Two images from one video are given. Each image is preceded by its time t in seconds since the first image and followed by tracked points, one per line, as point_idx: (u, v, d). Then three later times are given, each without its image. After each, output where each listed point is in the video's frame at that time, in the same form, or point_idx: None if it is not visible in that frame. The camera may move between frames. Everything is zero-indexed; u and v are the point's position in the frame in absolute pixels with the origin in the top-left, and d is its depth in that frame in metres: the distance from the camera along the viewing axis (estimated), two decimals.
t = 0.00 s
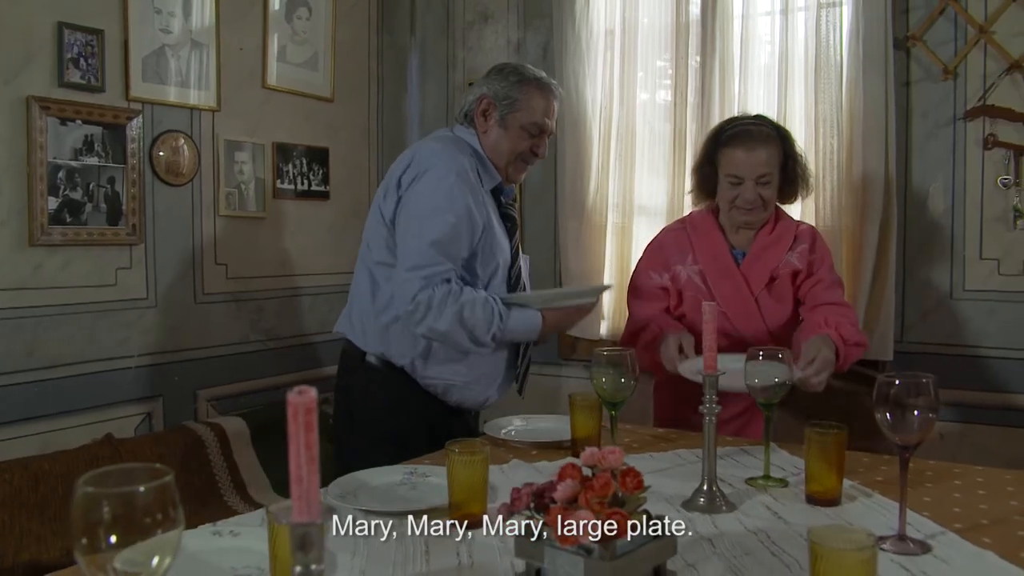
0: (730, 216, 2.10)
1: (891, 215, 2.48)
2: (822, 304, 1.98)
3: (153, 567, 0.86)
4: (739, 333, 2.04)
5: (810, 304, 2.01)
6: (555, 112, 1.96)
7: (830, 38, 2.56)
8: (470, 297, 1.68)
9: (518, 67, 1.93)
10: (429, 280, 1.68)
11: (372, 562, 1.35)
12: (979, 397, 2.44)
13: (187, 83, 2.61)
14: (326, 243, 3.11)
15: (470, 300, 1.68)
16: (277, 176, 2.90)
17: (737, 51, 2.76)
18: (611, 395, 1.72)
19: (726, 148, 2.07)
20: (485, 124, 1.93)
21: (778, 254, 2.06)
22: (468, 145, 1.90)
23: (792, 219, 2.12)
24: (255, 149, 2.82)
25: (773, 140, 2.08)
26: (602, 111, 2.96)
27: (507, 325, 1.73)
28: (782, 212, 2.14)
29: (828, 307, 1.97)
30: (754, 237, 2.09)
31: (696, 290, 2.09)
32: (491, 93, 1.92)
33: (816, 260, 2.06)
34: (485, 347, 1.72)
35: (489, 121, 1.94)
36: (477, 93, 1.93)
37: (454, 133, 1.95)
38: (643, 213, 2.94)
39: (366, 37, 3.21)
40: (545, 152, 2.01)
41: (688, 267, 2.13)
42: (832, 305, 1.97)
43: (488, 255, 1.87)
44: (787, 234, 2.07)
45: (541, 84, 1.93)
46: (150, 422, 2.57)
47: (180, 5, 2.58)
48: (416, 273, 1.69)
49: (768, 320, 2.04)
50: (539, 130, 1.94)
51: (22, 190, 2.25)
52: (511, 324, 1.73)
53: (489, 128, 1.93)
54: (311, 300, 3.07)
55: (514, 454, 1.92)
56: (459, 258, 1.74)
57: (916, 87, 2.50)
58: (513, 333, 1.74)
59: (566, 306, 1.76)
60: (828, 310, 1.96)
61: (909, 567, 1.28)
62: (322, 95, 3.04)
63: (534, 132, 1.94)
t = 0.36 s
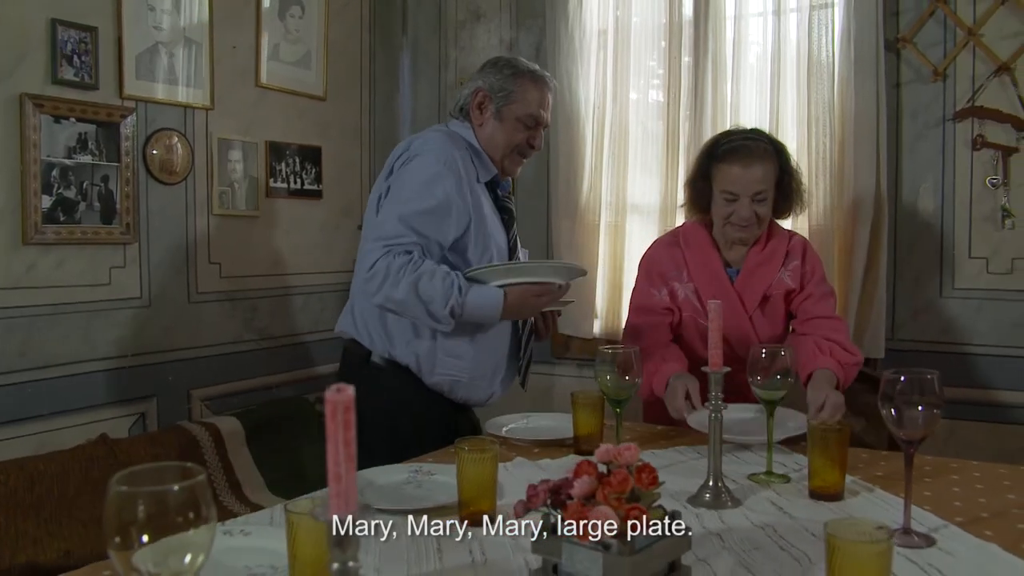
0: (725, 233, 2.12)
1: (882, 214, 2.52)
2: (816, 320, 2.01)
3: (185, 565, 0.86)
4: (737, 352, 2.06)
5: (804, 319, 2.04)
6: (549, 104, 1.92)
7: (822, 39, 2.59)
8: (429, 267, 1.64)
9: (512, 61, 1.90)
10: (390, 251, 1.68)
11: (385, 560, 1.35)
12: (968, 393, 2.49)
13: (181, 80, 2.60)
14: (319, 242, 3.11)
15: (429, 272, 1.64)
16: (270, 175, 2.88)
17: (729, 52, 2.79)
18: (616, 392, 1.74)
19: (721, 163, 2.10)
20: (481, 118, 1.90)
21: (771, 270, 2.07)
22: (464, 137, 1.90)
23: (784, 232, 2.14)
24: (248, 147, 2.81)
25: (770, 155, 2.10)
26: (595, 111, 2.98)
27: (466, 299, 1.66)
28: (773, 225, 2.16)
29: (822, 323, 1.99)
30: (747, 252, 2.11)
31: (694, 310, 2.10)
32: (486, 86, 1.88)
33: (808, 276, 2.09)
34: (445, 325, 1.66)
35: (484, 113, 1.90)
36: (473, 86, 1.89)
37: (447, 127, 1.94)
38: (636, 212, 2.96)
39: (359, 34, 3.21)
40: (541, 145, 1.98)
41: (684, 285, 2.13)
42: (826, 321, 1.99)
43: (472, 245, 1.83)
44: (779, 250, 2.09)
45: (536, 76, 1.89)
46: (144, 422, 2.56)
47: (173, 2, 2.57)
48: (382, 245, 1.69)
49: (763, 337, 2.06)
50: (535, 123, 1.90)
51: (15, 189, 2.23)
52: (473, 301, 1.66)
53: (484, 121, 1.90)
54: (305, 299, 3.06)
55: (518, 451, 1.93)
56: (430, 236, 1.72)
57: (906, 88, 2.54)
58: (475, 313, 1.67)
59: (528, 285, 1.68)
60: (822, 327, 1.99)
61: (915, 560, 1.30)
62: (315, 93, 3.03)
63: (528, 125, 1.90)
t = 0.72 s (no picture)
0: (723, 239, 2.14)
1: (871, 214, 2.55)
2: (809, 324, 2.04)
3: (217, 563, 0.87)
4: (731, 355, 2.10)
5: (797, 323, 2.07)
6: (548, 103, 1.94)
7: (812, 41, 2.63)
8: (425, 291, 1.63)
9: (512, 62, 1.91)
10: (385, 273, 1.66)
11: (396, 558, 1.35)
12: (955, 390, 2.53)
13: (173, 79, 2.58)
14: (311, 241, 3.10)
15: (424, 297, 1.63)
16: (262, 174, 2.87)
17: (720, 53, 2.82)
18: (618, 390, 1.76)
19: (720, 170, 2.10)
20: (483, 118, 1.91)
21: (764, 277, 2.11)
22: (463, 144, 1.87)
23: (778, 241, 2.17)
24: (240, 146, 2.80)
25: (769, 163, 2.11)
26: (587, 111, 3.00)
27: (461, 324, 1.66)
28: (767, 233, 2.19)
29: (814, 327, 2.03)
30: (741, 257, 2.14)
31: (689, 314, 2.13)
32: (488, 86, 1.90)
33: (800, 280, 2.12)
34: (440, 348, 1.66)
35: (485, 114, 1.92)
36: (474, 86, 1.91)
37: (446, 128, 1.93)
38: (627, 211, 2.98)
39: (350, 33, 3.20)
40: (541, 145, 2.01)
41: (679, 289, 2.16)
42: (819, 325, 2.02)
43: (469, 257, 1.82)
44: (772, 257, 2.13)
45: (537, 76, 1.92)
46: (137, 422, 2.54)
47: None
48: (377, 264, 1.68)
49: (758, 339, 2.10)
50: (536, 122, 1.93)
51: (7, 188, 2.20)
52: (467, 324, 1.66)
53: (485, 121, 1.91)
54: (297, 298, 3.05)
55: (519, 449, 1.94)
56: (426, 255, 1.70)
57: (895, 90, 2.58)
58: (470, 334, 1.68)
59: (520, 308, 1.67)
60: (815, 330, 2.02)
61: (919, 553, 1.33)
62: (306, 92, 3.02)
63: (530, 125, 1.93)
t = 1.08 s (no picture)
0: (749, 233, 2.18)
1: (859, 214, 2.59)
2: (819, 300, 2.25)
3: (242, 562, 0.87)
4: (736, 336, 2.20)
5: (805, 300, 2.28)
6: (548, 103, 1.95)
7: (800, 42, 2.67)
8: (435, 293, 1.67)
9: (514, 63, 1.93)
10: (393, 274, 1.68)
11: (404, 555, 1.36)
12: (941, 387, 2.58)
13: (164, 77, 2.57)
14: (301, 241, 3.09)
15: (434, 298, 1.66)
16: (252, 173, 2.86)
17: (709, 53, 2.85)
18: (618, 388, 1.78)
19: (765, 171, 2.10)
20: (483, 119, 1.92)
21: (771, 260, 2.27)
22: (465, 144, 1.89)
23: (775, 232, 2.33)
24: (231, 145, 2.79)
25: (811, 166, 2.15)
26: (577, 111, 3.02)
27: (472, 324, 1.70)
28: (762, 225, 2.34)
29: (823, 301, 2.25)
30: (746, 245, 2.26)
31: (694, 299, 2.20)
32: (491, 86, 1.90)
33: (801, 262, 2.31)
34: (448, 345, 1.70)
35: (484, 114, 1.92)
36: (475, 85, 1.91)
37: (443, 127, 1.93)
38: (617, 211, 3.00)
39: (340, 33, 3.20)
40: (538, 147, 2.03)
41: (682, 275, 2.24)
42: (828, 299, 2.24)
43: (473, 258, 1.84)
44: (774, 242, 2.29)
45: (538, 80, 1.93)
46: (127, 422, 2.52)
47: None
48: (383, 264, 1.69)
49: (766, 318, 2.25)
50: (535, 125, 1.95)
51: None
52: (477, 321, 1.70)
53: (485, 122, 1.93)
54: (287, 298, 3.04)
55: (518, 447, 1.95)
56: (432, 255, 1.73)
57: (882, 91, 2.62)
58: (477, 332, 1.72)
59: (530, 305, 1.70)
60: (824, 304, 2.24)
61: (918, 546, 1.36)
62: (296, 91, 3.01)
63: (526, 129, 1.95)
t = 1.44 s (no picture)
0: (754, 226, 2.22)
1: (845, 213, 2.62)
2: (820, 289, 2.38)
3: (264, 560, 0.87)
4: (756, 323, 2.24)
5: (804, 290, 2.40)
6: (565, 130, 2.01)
7: (786, 43, 2.71)
8: (447, 296, 1.72)
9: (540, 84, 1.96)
10: (407, 274, 1.72)
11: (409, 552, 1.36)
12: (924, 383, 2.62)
13: (153, 75, 2.55)
14: (289, 240, 3.08)
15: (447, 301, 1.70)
16: (240, 172, 2.85)
17: (697, 54, 2.88)
18: (614, 386, 1.79)
19: (781, 171, 2.14)
20: (500, 135, 1.95)
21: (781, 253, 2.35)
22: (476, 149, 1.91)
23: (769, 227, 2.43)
24: (220, 143, 2.78)
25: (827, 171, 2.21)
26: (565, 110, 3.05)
27: (479, 328, 1.77)
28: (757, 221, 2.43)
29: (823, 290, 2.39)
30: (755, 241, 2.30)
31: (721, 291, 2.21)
32: (520, 109, 1.93)
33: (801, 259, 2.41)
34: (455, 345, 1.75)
35: (506, 133, 1.95)
36: (506, 104, 1.92)
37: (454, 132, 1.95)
38: (605, 210, 3.03)
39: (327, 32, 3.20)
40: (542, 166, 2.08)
41: (706, 268, 2.23)
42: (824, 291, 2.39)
43: (478, 262, 1.88)
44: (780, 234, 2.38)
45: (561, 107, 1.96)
46: (116, 423, 2.50)
47: None
48: (397, 264, 1.72)
49: (780, 307, 2.32)
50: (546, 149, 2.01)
51: None
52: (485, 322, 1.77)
53: (505, 140, 1.96)
54: (275, 297, 3.03)
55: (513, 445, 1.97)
56: (442, 257, 1.77)
57: (867, 92, 2.66)
58: (483, 332, 1.79)
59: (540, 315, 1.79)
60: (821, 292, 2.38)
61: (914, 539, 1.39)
62: (284, 89, 3.00)
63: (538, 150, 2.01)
